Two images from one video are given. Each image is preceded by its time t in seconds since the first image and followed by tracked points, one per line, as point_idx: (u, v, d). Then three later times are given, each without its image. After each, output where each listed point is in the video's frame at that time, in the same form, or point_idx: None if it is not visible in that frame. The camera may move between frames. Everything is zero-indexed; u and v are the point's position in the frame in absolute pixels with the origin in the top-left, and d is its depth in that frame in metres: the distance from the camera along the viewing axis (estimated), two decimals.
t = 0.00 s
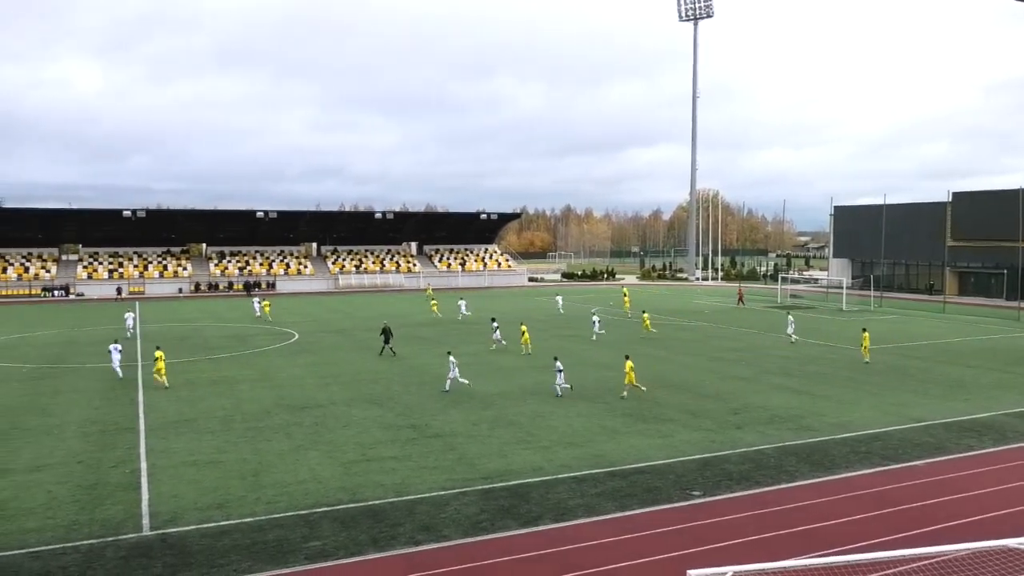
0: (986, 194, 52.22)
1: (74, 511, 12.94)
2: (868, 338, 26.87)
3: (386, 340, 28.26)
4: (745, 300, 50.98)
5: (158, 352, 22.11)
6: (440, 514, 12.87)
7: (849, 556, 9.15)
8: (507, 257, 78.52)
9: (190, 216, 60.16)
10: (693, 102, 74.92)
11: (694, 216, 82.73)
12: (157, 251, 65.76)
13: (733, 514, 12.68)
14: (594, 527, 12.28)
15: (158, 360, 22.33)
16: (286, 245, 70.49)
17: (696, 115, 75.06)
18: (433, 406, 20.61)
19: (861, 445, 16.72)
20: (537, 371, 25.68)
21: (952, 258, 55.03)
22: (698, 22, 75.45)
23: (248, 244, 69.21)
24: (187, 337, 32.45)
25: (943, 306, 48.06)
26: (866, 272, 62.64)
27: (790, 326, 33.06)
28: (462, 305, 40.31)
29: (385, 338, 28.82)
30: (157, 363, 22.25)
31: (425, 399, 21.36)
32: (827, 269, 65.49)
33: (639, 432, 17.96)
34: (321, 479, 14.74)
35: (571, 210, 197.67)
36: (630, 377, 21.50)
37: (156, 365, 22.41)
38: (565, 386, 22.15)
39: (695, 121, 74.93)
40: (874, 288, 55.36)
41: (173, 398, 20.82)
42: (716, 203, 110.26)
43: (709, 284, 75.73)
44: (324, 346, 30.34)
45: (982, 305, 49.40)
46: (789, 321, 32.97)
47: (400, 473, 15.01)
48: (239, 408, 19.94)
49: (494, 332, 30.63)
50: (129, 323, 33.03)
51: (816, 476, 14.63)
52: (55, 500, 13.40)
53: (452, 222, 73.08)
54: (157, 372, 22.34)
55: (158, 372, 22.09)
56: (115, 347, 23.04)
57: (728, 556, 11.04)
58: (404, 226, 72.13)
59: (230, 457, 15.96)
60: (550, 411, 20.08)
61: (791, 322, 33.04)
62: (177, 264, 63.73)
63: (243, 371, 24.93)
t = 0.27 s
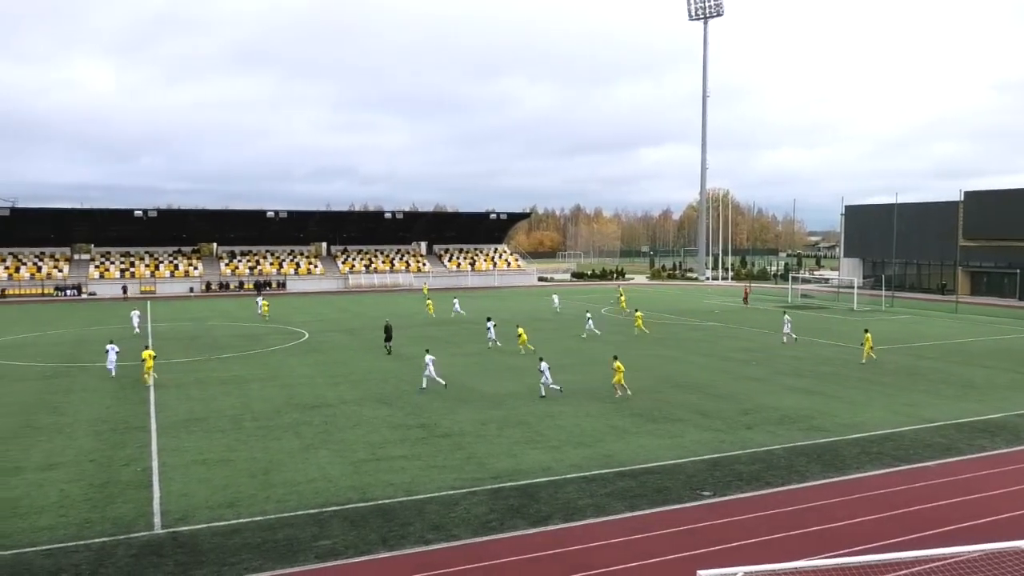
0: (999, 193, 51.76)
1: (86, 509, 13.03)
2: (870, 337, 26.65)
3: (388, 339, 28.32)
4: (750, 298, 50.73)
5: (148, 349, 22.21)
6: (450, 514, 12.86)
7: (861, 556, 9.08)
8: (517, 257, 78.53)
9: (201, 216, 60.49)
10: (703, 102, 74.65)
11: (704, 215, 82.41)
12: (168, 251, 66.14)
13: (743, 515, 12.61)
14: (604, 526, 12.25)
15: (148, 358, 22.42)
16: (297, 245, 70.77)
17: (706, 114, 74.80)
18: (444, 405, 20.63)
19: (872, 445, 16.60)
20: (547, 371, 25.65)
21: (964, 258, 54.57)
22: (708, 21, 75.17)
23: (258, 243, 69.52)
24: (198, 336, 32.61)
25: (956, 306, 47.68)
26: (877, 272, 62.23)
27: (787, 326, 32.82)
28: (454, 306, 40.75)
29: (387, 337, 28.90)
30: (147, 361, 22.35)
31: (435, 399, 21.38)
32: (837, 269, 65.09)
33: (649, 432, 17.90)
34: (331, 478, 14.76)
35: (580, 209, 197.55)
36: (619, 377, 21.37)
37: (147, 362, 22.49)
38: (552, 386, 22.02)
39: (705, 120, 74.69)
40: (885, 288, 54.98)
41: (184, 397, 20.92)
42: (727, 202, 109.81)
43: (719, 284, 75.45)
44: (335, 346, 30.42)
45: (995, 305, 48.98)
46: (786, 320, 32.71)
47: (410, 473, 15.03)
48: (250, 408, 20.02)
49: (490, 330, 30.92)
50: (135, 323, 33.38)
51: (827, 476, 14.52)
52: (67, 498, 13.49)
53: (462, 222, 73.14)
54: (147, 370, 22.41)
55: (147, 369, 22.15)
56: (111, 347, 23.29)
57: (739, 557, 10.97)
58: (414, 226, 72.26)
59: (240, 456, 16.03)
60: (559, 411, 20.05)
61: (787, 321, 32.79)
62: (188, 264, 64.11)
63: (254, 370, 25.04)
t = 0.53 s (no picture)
0: None
1: (112, 505, 13.19)
2: (884, 337, 26.11)
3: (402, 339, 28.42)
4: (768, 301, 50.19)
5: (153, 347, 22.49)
6: (471, 513, 12.84)
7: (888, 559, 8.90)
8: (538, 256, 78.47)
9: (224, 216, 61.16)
10: (725, 101, 73.97)
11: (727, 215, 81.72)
12: (192, 251, 66.96)
13: (767, 517, 12.44)
14: (625, 527, 12.15)
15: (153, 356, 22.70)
16: (319, 245, 71.30)
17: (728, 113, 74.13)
18: (465, 405, 20.64)
19: (898, 448, 16.31)
20: (567, 371, 25.55)
21: (992, 258, 53.53)
22: (730, 19, 74.47)
23: (281, 243, 70.14)
24: (222, 335, 32.95)
25: (984, 307, 46.80)
26: (903, 272, 61.28)
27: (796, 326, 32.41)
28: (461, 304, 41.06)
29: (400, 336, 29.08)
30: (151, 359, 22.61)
31: (456, 398, 21.38)
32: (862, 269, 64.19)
33: (670, 433, 17.75)
34: (353, 477, 14.81)
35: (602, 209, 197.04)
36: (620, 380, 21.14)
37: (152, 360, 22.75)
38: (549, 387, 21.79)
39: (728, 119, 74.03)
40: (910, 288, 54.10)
41: (208, 395, 21.14)
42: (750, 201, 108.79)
43: (742, 284, 74.77)
44: (356, 345, 30.57)
45: None
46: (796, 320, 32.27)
47: (431, 472, 15.03)
48: (272, 406, 20.17)
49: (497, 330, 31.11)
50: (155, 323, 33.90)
51: (852, 479, 14.29)
52: (93, 495, 13.67)
53: (482, 222, 73.21)
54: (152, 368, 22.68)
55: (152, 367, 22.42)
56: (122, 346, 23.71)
57: (763, 559, 10.83)
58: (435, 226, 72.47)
59: (263, 454, 16.15)
60: (580, 411, 19.95)
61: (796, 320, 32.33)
62: (212, 264, 64.86)
63: (276, 369, 25.24)
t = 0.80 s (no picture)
0: None
1: (139, 502, 13.38)
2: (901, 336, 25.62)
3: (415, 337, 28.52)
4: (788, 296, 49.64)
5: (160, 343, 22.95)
6: (492, 513, 12.82)
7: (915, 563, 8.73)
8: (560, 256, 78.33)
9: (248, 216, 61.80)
10: (748, 99, 73.28)
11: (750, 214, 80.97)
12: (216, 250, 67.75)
13: (790, 519, 12.27)
14: (647, 528, 12.06)
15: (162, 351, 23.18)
16: (341, 244, 71.77)
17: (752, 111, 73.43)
18: (486, 405, 20.64)
19: (923, 450, 16.00)
20: (588, 371, 25.45)
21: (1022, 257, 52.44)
22: (754, 17, 73.73)
23: (304, 243, 70.72)
24: (246, 334, 33.29)
25: (1014, 308, 45.88)
26: (930, 272, 60.27)
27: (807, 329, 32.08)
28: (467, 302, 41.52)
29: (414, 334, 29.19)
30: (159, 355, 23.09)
31: (478, 398, 21.40)
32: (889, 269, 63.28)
33: (692, 434, 17.60)
34: (375, 476, 14.87)
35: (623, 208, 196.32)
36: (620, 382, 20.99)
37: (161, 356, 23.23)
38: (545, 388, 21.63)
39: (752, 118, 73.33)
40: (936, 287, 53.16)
41: (232, 394, 21.36)
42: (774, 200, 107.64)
43: (765, 284, 74.02)
44: (378, 345, 30.71)
45: None
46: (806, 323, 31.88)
47: (453, 472, 15.05)
48: (295, 405, 20.33)
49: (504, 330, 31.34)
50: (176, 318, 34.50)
51: (877, 481, 14.05)
52: (120, 491, 13.88)
53: (503, 221, 73.25)
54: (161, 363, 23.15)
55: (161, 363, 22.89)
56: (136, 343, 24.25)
57: (787, 562, 10.68)
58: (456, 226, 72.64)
59: (286, 452, 16.27)
60: (601, 412, 19.87)
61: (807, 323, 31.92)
62: (235, 263, 65.57)
63: (299, 368, 25.44)
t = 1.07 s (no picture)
0: None
1: (152, 505, 13.15)
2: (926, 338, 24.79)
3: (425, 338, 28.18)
4: (811, 297, 48.44)
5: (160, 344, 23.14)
6: (511, 519, 12.38)
7: None
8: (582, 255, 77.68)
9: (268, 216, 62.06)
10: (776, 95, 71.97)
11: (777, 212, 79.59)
12: (234, 250, 68.19)
13: (825, 528, 11.66)
14: (673, 536, 11.53)
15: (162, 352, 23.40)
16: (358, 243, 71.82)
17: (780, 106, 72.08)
18: (505, 408, 20.21)
19: (960, 457, 15.25)
20: (610, 373, 24.91)
21: None
22: (782, 9, 72.30)
23: (322, 242, 70.91)
24: (264, 335, 33.22)
25: None
26: (966, 272, 58.71)
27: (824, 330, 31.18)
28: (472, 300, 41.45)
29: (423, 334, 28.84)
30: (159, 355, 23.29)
31: (497, 401, 20.96)
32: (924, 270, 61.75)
33: (718, 439, 16.99)
34: (391, 480, 14.50)
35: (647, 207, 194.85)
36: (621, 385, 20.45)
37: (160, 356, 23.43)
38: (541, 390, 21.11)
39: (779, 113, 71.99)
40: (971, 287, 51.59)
41: (247, 396, 21.16)
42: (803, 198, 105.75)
43: (792, 284, 72.67)
44: (397, 346, 30.42)
45: None
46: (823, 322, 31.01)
47: (471, 476, 14.62)
48: (311, 407, 20.06)
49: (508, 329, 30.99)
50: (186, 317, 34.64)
51: (912, 489, 13.36)
52: (133, 495, 13.66)
53: (525, 220, 72.79)
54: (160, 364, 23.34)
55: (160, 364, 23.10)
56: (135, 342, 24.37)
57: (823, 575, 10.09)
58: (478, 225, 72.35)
59: (301, 456, 15.98)
60: (622, 415, 19.32)
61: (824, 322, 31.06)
62: (251, 263, 66.01)
63: (316, 369, 25.22)
